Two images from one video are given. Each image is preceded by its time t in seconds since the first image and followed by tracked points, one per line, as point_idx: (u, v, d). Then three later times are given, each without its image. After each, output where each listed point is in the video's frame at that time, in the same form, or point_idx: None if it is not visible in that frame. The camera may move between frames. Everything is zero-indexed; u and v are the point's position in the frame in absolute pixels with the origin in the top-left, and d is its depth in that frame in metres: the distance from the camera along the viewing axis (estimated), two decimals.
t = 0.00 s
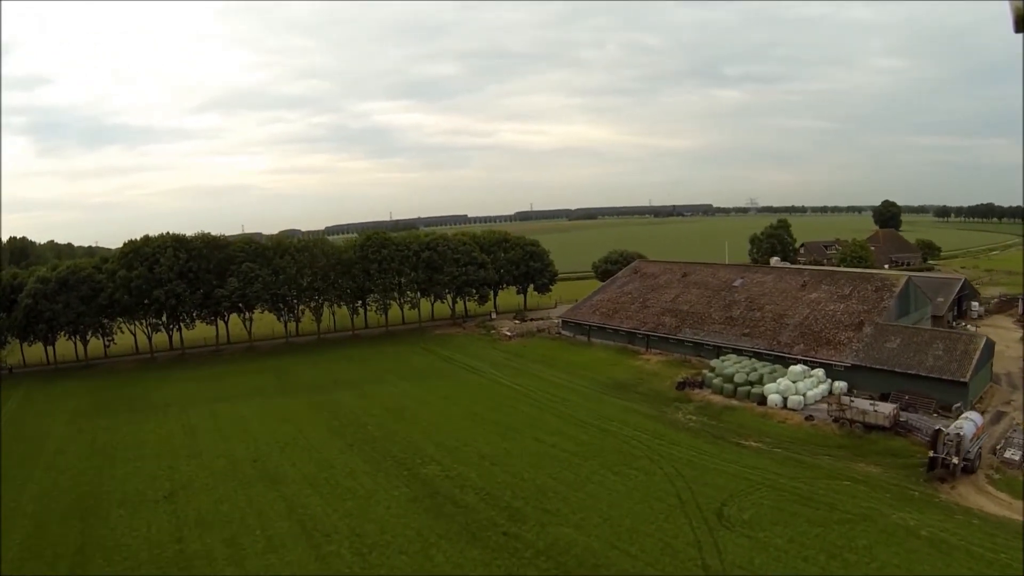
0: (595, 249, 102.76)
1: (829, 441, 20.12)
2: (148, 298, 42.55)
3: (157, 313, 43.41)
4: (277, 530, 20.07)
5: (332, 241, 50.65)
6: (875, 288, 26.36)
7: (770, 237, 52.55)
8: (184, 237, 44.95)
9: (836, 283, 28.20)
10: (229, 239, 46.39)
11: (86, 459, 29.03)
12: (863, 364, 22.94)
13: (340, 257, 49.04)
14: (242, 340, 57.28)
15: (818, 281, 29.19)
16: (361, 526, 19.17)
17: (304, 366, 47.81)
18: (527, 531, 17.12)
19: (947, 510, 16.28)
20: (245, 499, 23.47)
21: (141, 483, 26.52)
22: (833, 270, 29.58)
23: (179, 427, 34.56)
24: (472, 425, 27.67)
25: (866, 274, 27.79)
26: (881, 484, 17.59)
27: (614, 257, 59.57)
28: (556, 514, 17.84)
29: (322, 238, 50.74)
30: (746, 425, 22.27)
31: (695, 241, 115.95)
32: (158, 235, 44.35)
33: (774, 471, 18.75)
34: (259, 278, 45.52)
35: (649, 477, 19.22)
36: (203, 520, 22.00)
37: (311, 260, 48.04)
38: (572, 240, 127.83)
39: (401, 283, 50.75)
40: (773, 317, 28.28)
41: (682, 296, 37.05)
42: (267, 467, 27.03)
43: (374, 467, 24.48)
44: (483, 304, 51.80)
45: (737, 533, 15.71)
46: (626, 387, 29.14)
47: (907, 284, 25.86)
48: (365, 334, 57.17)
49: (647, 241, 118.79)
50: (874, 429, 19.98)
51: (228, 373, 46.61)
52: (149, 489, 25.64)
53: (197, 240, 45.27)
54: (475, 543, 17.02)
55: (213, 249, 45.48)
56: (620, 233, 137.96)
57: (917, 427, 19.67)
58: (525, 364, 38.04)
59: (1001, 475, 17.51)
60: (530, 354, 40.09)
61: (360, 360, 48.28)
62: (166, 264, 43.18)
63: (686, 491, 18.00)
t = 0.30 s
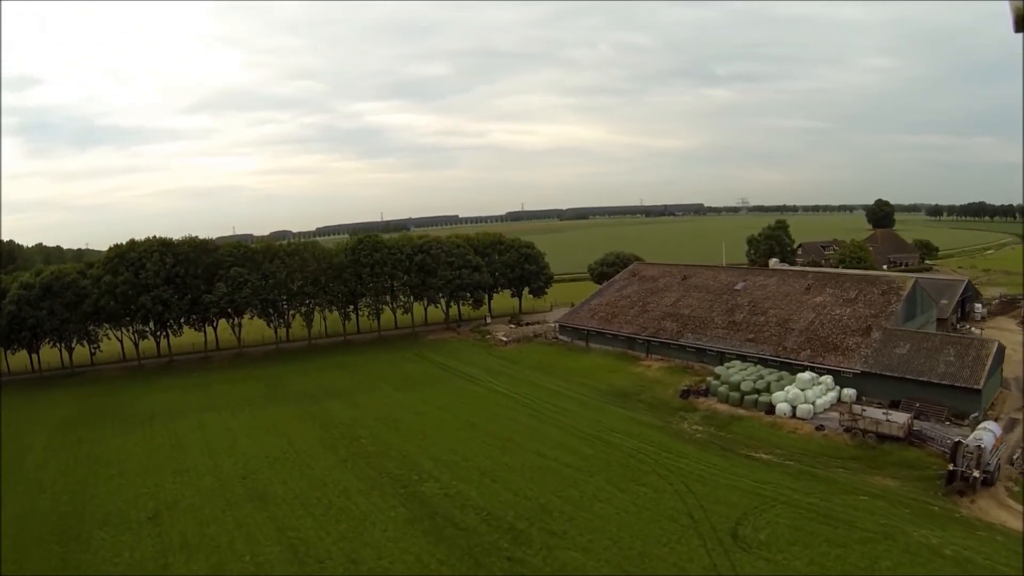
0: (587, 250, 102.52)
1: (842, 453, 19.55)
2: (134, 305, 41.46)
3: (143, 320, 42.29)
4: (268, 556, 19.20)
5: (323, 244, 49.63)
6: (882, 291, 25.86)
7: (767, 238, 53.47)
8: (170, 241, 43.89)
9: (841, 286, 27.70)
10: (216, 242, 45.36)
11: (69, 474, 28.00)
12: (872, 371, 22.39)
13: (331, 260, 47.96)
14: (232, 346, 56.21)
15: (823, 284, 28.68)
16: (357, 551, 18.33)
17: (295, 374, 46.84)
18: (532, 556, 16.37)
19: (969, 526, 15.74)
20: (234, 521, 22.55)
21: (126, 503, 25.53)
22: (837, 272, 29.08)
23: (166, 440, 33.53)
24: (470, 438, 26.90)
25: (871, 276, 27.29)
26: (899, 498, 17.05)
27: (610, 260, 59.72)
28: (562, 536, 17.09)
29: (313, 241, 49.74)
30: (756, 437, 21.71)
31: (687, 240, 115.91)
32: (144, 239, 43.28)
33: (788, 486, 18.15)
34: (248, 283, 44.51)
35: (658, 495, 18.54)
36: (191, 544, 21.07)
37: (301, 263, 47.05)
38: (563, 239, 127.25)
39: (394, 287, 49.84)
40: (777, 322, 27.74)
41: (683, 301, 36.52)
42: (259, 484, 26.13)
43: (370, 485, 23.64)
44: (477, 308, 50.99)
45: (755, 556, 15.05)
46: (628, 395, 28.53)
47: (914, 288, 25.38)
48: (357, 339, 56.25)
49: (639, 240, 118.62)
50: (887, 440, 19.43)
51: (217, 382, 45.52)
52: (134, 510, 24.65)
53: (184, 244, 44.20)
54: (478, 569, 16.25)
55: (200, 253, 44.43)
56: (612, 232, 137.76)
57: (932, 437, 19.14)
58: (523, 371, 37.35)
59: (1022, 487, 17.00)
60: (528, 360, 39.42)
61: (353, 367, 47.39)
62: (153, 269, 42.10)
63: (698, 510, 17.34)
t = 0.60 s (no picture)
0: (573, 251, 101.96)
1: (848, 465, 18.97)
2: (113, 311, 40.03)
3: (122, 327, 40.86)
4: None
5: (306, 248, 48.29)
6: (882, 294, 25.35)
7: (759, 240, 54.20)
8: (149, 245, 42.44)
9: (839, 289, 27.18)
10: (197, 246, 43.95)
11: (42, 494, 26.68)
12: (875, 377, 21.85)
13: (315, 264, 46.61)
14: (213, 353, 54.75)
15: (821, 287, 28.15)
16: None
17: (278, 382, 45.62)
18: None
19: (986, 541, 15.18)
20: (215, 545, 21.47)
21: (102, 524, 24.31)
22: (834, 275, 28.58)
23: (145, 455, 32.24)
24: (461, 451, 26.01)
25: (870, 279, 26.80)
26: (911, 513, 16.46)
27: (599, 262, 59.32)
28: (563, 560, 16.30)
29: (296, 245, 48.44)
30: (758, 449, 21.09)
31: (672, 240, 115.76)
32: (122, 244, 41.83)
33: (795, 501, 17.51)
34: (230, 288, 43.15)
35: (661, 513, 17.82)
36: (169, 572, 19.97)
37: (284, 267, 45.72)
38: (549, 239, 126.52)
39: (380, 292, 48.66)
40: (775, 326, 27.16)
41: (677, 305, 35.93)
42: (241, 503, 25.04)
43: (357, 504, 22.66)
44: (465, 312, 50.00)
45: None
46: (624, 404, 27.83)
47: (914, 291, 24.92)
48: (343, 345, 55.05)
49: (624, 240, 118.29)
50: (895, 450, 18.89)
51: (197, 391, 44.15)
52: (110, 532, 23.46)
53: (163, 248, 42.77)
54: None
55: (180, 258, 43.00)
56: (597, 232, 137.38)
57: (940, 446, 18.62)
58: (514, 378, 36.53)
59: None
60: (519, 366, 38.63)
61: (338, 375, 46.25)
62: (131, 274, 40.65)
63: (705, 529, 16.66)
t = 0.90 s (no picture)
0: (558, 255, 101.55)
1: (854, 481, 18.39)
2: (89, 321, 38.61)
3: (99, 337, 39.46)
4: None
5: (288, 255, 46.90)
6: (881, 302, 24.93)
7: (749, 245, 54.11)
8: (128, 252, 41.09)
9: (837, 297, 26.73)
10: (177, 253, 42.63)
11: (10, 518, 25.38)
12: (877, 388, 21.33)
13: (297, 272, 45.26)
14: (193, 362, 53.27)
15: (817, 294, 27.70)
16: None
17: (258, 394, 44.26)
18: None
19: (1001, 562, 14.62)
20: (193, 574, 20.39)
21: (73, 551, 23.10)
22: (831, 282, 28.15)
23: (121, 472, 30.94)
24: (451, 469, 25.10)
25: (868, 286, 26.39)
26: (922, 532, 15.88)
27: (588, 267, 58.70)
28: None
29: (278, 252, 47.17)
30: (760, 465, 20.50)
31: (657, 243, 115.79)
32: (99, 251, 40.50)
33: (802, 521, 16.86)
34: (211, 296, 41.82)
35: (664, 536, 17.11)
36: None
37: (266, 275, 44.43)
38: (535, 243, 125.91)
39: (365, 300, 47.52)
40: (772, 334, 26.62)
41: (669, 313, 35.38)
42: (221, 527, 23.93)
43: (343, 527, 21.69)
44: (452, 320, 48.99)
45: None
46: (618, 417, 27.14)
47: (913, 298, 24.53)
48: (327, 354, 53.86)
49: (608, 243, 118.10)
50: (901, 465, 18.37)
51: (176, 403, 42.76)
52: (82, 561, 22.27)
53: (142, 255, 41.41)
54: None
55: (159, 265, 41.65)
56: (582, 235, 137.09)
57: (947, 461, 18.11)
58: (504, 389, 35.73)
59: None
60: (508, 376, 37.82)
61: (322, 386, 45.07)
62: (108, 282, 39.25)
63: (710, 554, 15.98)
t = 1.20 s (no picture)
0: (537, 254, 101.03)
1: (854, 492, 17.81)
2: (56, 328, 36.81)
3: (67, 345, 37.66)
4: None
5: (263, 257, 45.30)
6: (873, 303, 24.55)
7: (732, 244, 53.85)
8: (97, 256, 39.30)
9: (827, 298, 26.30)
10: (148, 256, 40.88)
11: None
12: (872, 393, 20.81)
13: (272, 275, 43.63)
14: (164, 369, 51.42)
15: (807, 296, 27.24)
16: None
17: (231, 401, 42.75)
18: None
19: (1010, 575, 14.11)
20: None
21: None
22: (820, 284, 27.75)
23: (87, 489, 29.35)
24: (434, 485, 24.07)
25: (858, 287, 26.01)
26: (927, 545, 15.33)
27: (569, 267, 58.01)
28: None
29: (253, 254, 45.48)
30: (755, 476, 19.87)
31: (636, 240, 116.02)
32: (68, 255, 38.76)
33: (804, 537, 16.20)
34: (184, 301, 40.12)
35: (662, 555, 16.32)
36: None
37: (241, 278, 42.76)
38: (514, 241, 125.15)
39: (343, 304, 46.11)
40: (762, 337, 26.05)
41: (654, 316, 34.76)
42: (194, 550, 22.64)
43: (323, 550, 20.59)
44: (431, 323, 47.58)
45: None
46: (607, 426, 26.41)
47: (905, 299, 24.24)
48: (303, 360, 52.40)
49: (587, 241, 118.02)
50: (902, 474, 17.86)
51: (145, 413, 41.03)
52: None
53: (112, 258, 39.60)
54: None
55: (130, 269, 39.89)
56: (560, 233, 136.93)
57: (948, 469, 17.64)
58: (487, 395, 34.83)
59: None
60: (492, 381, 36.93)
61: (297, 393, 43.65)
62: (76, 287, 37.44)
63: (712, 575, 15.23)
